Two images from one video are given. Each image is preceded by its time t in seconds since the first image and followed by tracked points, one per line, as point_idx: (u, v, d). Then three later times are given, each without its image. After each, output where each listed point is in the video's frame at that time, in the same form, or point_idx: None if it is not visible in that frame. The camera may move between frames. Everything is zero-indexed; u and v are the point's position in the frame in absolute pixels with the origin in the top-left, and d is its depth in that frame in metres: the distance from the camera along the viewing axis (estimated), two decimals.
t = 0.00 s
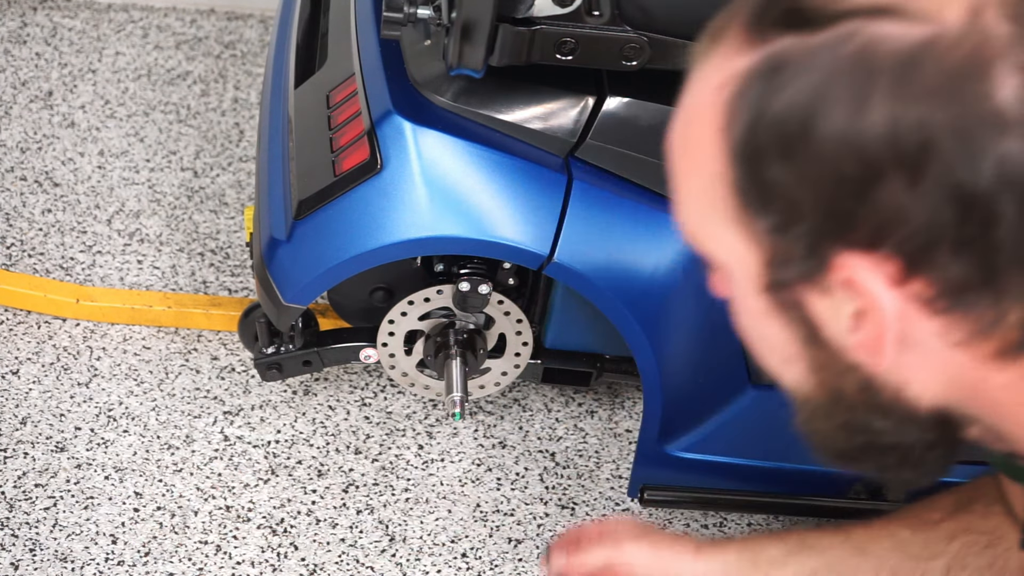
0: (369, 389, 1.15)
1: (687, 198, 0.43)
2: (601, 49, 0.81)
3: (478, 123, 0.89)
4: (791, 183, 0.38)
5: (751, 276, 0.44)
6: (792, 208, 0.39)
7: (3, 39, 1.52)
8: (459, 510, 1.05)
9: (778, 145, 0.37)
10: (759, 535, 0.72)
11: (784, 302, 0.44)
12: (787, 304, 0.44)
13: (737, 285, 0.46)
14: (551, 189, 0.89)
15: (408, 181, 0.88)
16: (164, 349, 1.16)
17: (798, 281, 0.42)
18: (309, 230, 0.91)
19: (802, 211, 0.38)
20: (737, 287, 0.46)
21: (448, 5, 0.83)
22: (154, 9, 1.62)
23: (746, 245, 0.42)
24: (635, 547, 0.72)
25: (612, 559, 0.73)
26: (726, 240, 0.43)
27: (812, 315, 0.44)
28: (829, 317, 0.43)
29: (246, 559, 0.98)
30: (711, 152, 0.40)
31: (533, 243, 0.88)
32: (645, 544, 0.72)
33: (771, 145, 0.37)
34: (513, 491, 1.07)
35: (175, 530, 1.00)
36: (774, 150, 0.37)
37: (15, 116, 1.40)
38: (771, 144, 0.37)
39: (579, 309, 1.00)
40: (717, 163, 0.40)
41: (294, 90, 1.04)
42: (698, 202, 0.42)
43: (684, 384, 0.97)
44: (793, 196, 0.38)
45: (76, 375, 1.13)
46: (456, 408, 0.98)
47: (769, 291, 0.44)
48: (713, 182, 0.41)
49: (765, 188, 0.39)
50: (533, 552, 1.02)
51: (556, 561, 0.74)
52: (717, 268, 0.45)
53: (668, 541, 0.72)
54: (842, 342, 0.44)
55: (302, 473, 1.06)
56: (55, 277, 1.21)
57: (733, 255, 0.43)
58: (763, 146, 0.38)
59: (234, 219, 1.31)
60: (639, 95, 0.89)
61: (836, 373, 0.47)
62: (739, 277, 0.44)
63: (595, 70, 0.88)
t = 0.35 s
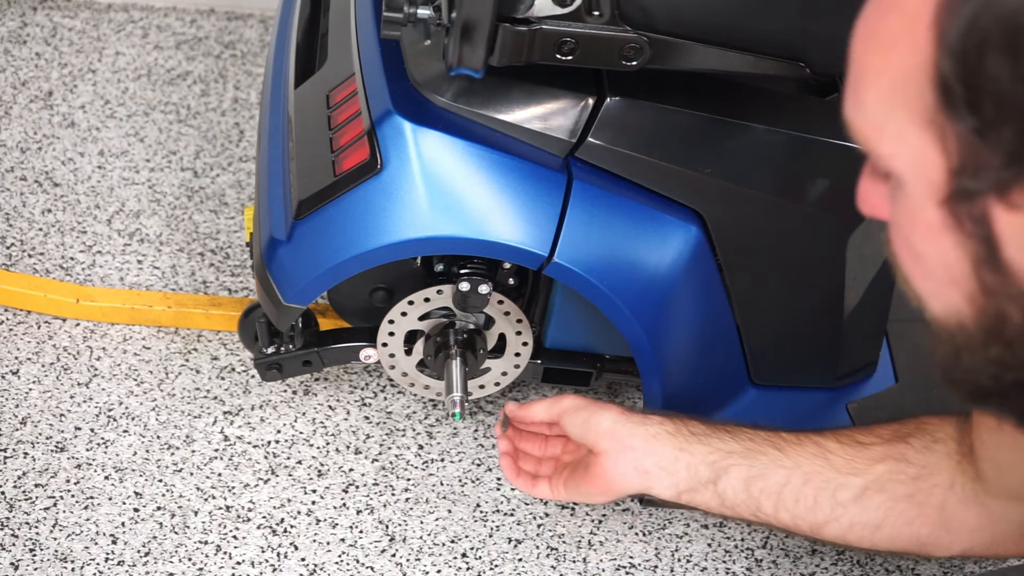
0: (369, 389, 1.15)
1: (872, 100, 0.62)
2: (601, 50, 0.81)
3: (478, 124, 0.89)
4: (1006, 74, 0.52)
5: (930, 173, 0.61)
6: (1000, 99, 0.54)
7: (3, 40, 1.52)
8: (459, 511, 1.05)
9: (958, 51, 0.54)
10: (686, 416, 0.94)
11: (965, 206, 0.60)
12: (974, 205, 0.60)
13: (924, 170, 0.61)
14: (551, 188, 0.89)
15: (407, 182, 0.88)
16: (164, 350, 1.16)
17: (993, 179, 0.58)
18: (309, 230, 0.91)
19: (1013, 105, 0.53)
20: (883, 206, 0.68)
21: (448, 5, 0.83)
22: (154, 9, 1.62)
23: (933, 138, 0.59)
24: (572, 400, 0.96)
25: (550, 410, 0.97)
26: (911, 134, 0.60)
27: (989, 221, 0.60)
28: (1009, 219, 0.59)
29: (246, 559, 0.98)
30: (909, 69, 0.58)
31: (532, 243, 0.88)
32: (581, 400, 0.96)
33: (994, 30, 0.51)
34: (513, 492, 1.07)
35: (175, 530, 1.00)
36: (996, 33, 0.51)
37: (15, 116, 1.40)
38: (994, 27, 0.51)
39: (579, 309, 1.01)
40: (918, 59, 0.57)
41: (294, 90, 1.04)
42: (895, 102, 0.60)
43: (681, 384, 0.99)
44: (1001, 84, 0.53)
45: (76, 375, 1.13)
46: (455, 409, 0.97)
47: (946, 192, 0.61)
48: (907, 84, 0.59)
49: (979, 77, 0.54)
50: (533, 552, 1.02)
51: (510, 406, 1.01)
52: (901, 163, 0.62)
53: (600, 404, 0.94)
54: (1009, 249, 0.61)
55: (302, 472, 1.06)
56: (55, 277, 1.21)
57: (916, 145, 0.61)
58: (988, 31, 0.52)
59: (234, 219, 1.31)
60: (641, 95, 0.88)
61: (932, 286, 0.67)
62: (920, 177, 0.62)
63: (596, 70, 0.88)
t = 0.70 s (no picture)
0: (369, 389, 1.15)
1: (864, 152, 0.62)
2: (601, 50, 0.81)
3: (478, 124, 0.89)
4: (997, 125, 0.52)
5: (925, 225, 0.62)
6: (991, 148, 0.54)
7: (3, 40, 1.52)
8: (459, 511, 1.05)
9: (946, 100, 0.54)
10: (658, 398, 0.96)
11: (963, 254, 0.61)
12: (971, 252, 0.61)
13: (921, 220, 0.62)
14: (551, 188, 0.89)
15: (408, 181, 0.88)
16: (164, 349, 1.16)
17: (989, 228, 0.58)
18: (310, 229, 0.91)
19: (1004, 155, 0.54)
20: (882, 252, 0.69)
21: (448, 5, 0.83)
22: (154, 9, 1.62)
23: (927, 189, 0.60)
24: (545, 378, 0.97)
25: (522, 386, 0.99)
26: (905, 185, 0.61)
27: (985, 269, 0.61)
28: (1006, 267, 0.60)
29: (246, 559, 0.98)
30: (901, 122, 0.59)
31: (532, 244, 0.88)
32: (554, 378, 0.98)
33: (981, 79, 0.52)
34: (513, 492, 1.07)
35: (175, 530, 1.00)
36: (983, 83, 0.52)
37: (15, 116, 1.40)
38: (980, 77, 0.51)
39: (579, 309, 1.01)
40: (908, 108, 0.58)
41: (294, 90, 1.04)
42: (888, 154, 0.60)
43: (681, 384, 0.99)
44: (992, 134, 0.53)
45: (76, 375, 1.13)
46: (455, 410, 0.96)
47: (942, 241, 0.62)
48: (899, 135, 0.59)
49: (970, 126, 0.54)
50: (533, 552, 1.02)
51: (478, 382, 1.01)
52: (896, 214, 0.63)
53: (572, 383, 0.97)
54: (1008, 294, 0.62)
55: (302, 473, 1.06)
56: (55, 277, 1.21)
57: (911, 198, 0.61)
58: (976, 81, 0.52)
59: (234, 219, 1.31)
60: (641, 95, 0.88)
61: (937, 333, 0.69)
62: (916, 228, 0.62)
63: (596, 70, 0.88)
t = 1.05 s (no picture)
0: (369, 389, 1.15)
1: (830, 181, 0.62)
2: (601, 49, 0.81)
3: (478, 124, 0.89)
4: (950, 153, 0.52)
5: (893, 249, 0.61)
6: (949, 177, 0.53)
7: (3, 40, 1.52)
8: (459, 510, 1.05)
9: (900, 130, 0.54)
10: (658, 396, 0.96)
11: (928, 279, 0.61)
12: (936, 276, 0.60)
13: (887, 245, 0.61)
14: (551, 188, 0.89)
15: (407, 181, 0.88)
16: (164, 350, 1.16)
17: (951, 252, 0.57)
18: (309, 230, 0.91)
19: (961, 182, 0.53)
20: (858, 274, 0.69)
21: (448, 5, 0.83)
22: (154, 9, 1.62)
23: (889, 217, 0.59)
24: (546, 374, 0.97)
25: (523, 382, 0.98)
26: (869, 212, 0.60)
27: (953, 292, 0.60)
28: (971, 289, 0.59)
29: (246, 559, 0.98)
30: (860, 152, 0.58)
31: (529, 243, 0.88)
32: (555, 373, 0.97)
33: (933, 109, 0.51)
34: (513, 492, 1.07)
35: (175, 530, 1.00)
36: (935, 112, 0.51)
37: (15, 116, 1.40)
38: (932, 106, 0.51)
39: (579, 308, 1.01)
40: (866, 139, 0.57)
41: (294, 90, 1.04)
42: (851, 182, 0.60)
43: (681, 384, 0.99)
44: (948, 162, 0.53)
45: (76, 375, 1.13)
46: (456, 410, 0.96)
47: (908, 266, 0.61)
48: (859, 165, 0.59)
49: (925, 156, 0.53)
50: (533, 552, 1.02)
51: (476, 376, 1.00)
52: (863, 239, 0.62)
53: (573, 379, 0.97)
54: (976, 316, 0.61)
55: (302, 472, 1.06)
56: (55, 277, 1.21)
57: (876, 225, 0.61)
58: (928, 110, 0.51)
59: (234, 219, 1.31)
60: (640, 95, 0.88)
61: (913, 352, 0.69)
62: (883, 252, 0.62)
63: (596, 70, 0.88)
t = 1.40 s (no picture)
0: (369, 389, 1.15)
1: (829, 197, 0.62)
2: (601, 50, 0.81)
3: (478, 124, 0.90)
4: (946, 170, 0.52)
5: (891, 263, 0.61)
6: (946, 193, 0.53)
7: (3, 39, 1.52)
8: (459, 510, 1.05)
9: (896, 147, 0.53)
10: (658, 391, 0.96)
11: (928, 293, 0.61)
12: (936, 291, 0.60)
13: (886, 261, 0.61)
14: (551, 188, 0.89)
15: (407, 180, 0.88)
16: (164, 350, 1.16)
17: (950, 267, 0.57)
18: (309, 230, 0.91)
19: (957, 198, 0.53)
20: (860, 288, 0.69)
21: (448, 5, 0.83)
22: (154, 9, 1.62)
23: (888, 233, 0.59)
24: (542, 372, 0.97)
25: (521, 381, 0.98)
26: (868, 230, 0.60)
27: (953, 306, 0.60)
28: (970, 304, 0.59)
29: (247, 559, 0.98)
30: (857, 170, 0.58)
31: (529, 245, 0.88)
32: (551, 371, 0.97)
33: (928, 125, 0.51)
34: (513, 492, 1.07)
35: (175, 530, 1.00)
36: (930, 129, 0.51)
37: (15, 116, 1.40)
38: (927, 123, 0.51)
39: (580, 309, 1.01)
40: (863, 157, 0.57)
41: (294, 90, 1.04)
42: (849, 200, 0.60)
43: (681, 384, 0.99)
44: (943, 178, 0.53)
45: (76, 375, 1.13)
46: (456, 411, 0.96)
47: (908, 280, 0.61)
48: (857, 183, 0.59)
49: (920, 173, 0.53)
50: (533, 552, 1.02)
51: (473, 376, 0.99)
52: (863, 255, 0.62)
53: (570, 374, 0.96)
54: (976, 330, 0.61)
55: (302, 472, 1.06)
56: (55, 277, 1.21)
57: (875, 241, 0.61)
58: (923, 127, 0.51)
59: (234, 219, 1.31)
60: (640, 95, 0.88)
61: (914, 365, 0.69)
62: (882, 267, 0.62)
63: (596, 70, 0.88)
